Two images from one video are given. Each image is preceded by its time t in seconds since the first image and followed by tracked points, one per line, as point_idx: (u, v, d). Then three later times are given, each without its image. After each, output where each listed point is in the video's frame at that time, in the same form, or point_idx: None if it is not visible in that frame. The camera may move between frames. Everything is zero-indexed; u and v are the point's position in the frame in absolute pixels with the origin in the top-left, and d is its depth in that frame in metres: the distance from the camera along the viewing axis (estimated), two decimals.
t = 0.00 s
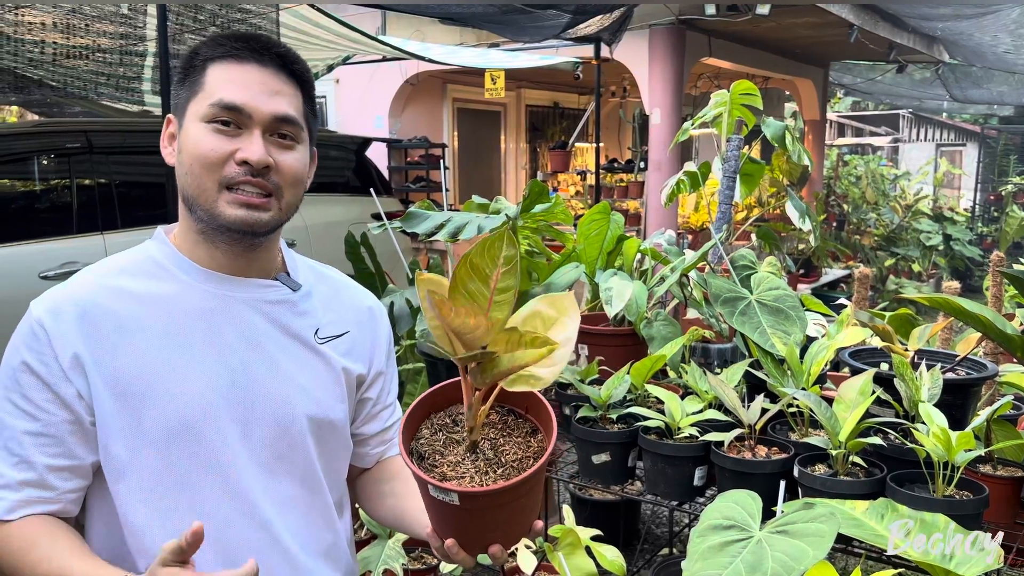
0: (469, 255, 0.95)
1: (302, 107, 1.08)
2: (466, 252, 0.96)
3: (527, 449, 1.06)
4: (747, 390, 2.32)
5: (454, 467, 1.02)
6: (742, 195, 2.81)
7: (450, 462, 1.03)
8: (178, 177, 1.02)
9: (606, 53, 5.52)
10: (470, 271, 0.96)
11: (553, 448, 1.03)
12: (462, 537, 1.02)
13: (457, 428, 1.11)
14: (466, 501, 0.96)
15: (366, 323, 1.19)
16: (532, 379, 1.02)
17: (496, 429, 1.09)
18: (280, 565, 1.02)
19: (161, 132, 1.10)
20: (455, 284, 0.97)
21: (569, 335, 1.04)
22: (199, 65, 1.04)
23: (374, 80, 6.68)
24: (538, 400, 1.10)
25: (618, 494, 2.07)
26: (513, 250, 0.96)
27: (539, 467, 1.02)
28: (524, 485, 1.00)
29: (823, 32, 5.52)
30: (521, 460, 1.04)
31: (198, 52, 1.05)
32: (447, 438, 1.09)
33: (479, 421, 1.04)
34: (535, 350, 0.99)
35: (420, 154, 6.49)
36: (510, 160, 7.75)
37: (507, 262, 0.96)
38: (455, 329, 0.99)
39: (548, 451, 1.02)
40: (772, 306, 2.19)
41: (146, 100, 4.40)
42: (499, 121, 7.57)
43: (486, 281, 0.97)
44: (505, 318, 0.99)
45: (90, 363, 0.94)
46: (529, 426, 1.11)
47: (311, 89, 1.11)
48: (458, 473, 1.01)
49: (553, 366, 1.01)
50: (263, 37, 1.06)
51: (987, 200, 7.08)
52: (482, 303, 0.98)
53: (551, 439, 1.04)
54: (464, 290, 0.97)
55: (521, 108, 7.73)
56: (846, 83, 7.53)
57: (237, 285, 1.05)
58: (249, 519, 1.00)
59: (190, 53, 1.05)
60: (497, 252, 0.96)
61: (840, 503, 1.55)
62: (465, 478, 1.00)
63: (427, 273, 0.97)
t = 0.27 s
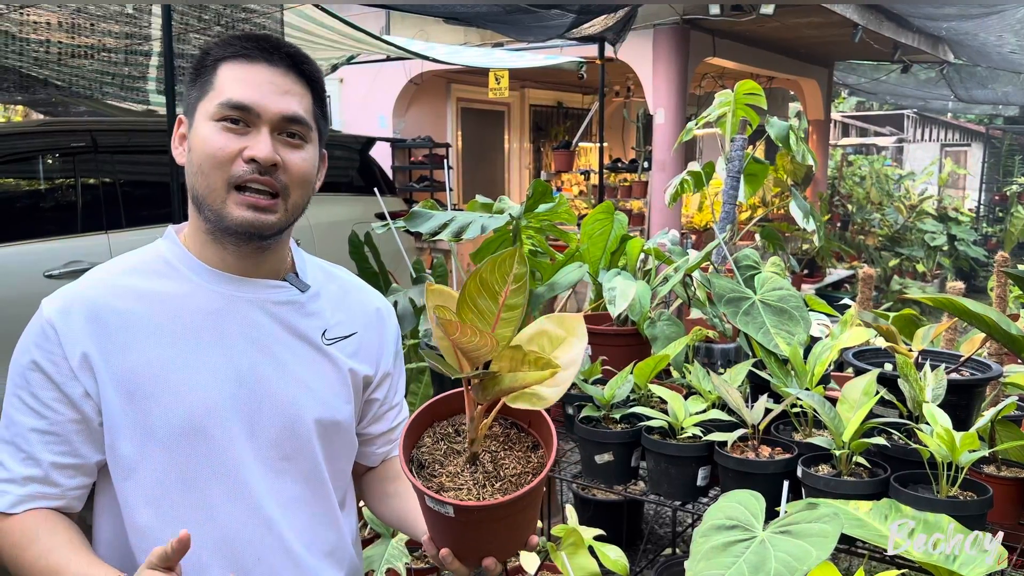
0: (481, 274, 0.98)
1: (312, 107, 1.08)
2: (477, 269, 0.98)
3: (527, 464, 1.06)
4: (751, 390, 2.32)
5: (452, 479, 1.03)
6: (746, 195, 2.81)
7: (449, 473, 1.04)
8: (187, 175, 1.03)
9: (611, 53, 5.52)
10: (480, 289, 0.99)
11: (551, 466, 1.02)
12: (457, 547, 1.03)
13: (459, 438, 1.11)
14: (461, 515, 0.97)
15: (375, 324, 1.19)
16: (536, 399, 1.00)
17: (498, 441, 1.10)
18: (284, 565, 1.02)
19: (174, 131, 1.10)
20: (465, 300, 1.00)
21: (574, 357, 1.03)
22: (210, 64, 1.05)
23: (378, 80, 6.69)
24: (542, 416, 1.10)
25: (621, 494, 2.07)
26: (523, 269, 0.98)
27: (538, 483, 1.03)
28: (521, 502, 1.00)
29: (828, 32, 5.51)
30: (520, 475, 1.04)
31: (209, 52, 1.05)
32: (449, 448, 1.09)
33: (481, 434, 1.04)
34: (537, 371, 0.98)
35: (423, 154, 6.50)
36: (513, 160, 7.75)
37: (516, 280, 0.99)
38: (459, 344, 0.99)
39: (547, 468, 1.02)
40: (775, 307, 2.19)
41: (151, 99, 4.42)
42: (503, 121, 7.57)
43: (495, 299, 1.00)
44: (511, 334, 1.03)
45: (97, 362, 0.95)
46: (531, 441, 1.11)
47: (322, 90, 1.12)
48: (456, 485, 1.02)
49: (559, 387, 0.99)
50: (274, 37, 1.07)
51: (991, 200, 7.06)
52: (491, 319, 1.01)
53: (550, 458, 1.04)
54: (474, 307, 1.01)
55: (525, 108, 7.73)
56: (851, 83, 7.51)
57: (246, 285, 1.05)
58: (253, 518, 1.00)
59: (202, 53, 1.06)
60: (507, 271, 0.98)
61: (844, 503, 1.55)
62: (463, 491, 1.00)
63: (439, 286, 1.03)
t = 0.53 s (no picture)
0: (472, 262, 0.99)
1: (321, 109, 1.08)
2: (469, 259, 1.00)
3: (523, 459, 1.06)
4: (755, 390, 2.32)
5: (447, 473, 1.03)
6: (751, 195, 2.81)
7: (444, 467, 1.04)
8: (194, 174, 1.03)
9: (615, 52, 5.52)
10: (473, 278, 1.01)
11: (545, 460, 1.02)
12: (452, 542, 1.03)
13: (457, 433, 1.12)
14: (452, 507, 0.97)
15: (383, 325, 1.19)
16: (530, 391, 1.01)
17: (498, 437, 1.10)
18: (288, 566, 1.02)
19: (186, 131, 1.11)
20: (457, 290, 1.02)
21: (569, 348, 1.03)
22: (220, 65, 1.05)
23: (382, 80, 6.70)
24: (540, 410, 1.10)
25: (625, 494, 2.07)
26: (515, 259, 0.99)
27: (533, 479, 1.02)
28: (514, 497, 1.00)
29: (833, 32, 5.49)
30: (515, 470, 1.03)
31: (221, 54, 1.06)
32: (446, 443, 1.10)
33: (477, 428, 1.05)
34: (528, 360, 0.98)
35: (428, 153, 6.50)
36: (518, 159, 7.75)
37: (509, 270, 1.00)
38: (450, 333, 0.99)
39: (541, 462, 1.02)
40: (780, 307, 2.18)
41: (156, 98, 4.43)
42: (507, 121, 7.57)
43: (488, 288, 1.02)
44: (503, 325, 1.04)
45: (105, 360, 0.95)
46: (530, 437, 1.11)
47: (331, 92, 1.12)
48: (450, 478, 1.02)
49: (553, 379, 1.01)
50: (284, 38, 1.07)
51: (996, 200, 7.04)
52: (484, 310, 1.03)
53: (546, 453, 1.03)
54: (467, 296, 1.03)
55: (529, 107, 7.73)
56: (855, 83, 7.49)
57: (253, 285, 1.06)
58: (256, 518, 1.00)
59: (213, 54, 1.07)
60: (500, 260, 1.00)
61: (848, 504, 1.55)
62: (456, 484, 1.01)
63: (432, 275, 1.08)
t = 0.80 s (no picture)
0: (475, 240, 1.05)
1: (329, 107, 1.08)
2: (472, 239, 1.06)
3: (532, 442, 1.06)
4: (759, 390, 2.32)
5: (455, 457, 1.03)
6: (755, 195, 2.81)
7: (452, 452, 1.04)
8: (202, 171, 1.04)
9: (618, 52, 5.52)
10: (476, 257, 1.06)
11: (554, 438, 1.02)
12: (462, 527, 1.03)
13: (464, 419, 1.12)
14: (460, 487, 0.97)
15: (391, 322, 1.19)
16: (537, 370, 1.05)
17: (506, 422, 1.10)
18: (290, 564, 1.02)
19: (195, 129, 1.12)
20: (460, 268, 1.07)
21: (572, 326, 1.06)
22: (230, 64, 1.06)
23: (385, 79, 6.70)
24: (547, 392, 1.10)
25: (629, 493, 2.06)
26: (516, 237, 1.04)
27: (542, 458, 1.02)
28: (524, 477, 1.00)
29: (836, 31, 5.49)
30: (524, 452, 1.04)
31: (230, 52, 1.07)
32: (454, 429, 1.10)
33: (484, 411, 1.05)
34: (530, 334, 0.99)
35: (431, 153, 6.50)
36: (520, 159, 7.74)
37: (510, 248, 1.05)
38: (453, 310, 1.00)
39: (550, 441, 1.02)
40: (784, 306, 2.18)
41: (160, 97, 4.43)
42: (509, 120, 7.57)
43: (490, 267, 1.06)
44: (505, 304, 1.08)
45: (110, 354, 0.96)
46: (539, 421, 1.11)
47: (341, 91, 1.12)
48: (458, 462, 1.02)
49: (558, 357, 1.04)
50: (294, 38, 1.07)
51: (999, 200, 7.03)
52: (486, 288, 1.07)
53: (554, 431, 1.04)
54: (470, 276, 1.07)
55: (532, 106, 7.73)
56: (859, 82, 7.47)
57: (260, 281, 1.06)
58: (258, 513, 1.00)
59: (223, 52, 1.07)
60: (501, 238, 1.05)
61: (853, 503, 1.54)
62: (464, 466, 1.01)
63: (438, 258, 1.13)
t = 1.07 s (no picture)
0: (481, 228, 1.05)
1: (336, 107, 1.08)
2: (479, 227, 1.06)
3: (541, 432, 1.06)
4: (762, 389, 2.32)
5: (466, 447, 1.03)
6: (757, 194, 2.80)
7: (462, 443, 1.04)
8: (209, 169, 1.03)
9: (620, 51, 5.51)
10: (482, 246, 1.06)
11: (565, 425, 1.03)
12: (473, 518, 1.02)
13: (473, 411, 1.12)
14: (471, 476, 0.97)
15: (397, 320, 1.19)
16: (545, 357, 1.04)
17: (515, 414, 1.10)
18: (292, 562, 1.01)
19: (201, 127, 1.11)
20: (467, 257, 1.07)
21: (581, 313, 1.05)
22: (238, 61, 1.06)
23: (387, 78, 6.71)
24: (555, 383, 1.11)
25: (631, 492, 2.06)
26: (523, 225, 1.05)
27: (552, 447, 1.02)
28: (535, 465, 1.00)
29: (838, 30, 5.48)
30: (533, 441, 1.04)
31: (238, 50, 1.06)
32: (463, 420, 1.10)
33: (494, 401, 1.05)
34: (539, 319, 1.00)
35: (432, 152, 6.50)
36: (522, 158, 7.74)
37: (517, 236, 1.05)
38: (460, 297, 1.01)
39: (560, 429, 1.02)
40: (787, 306, 2.18)
41: (162, 96, 4.43)
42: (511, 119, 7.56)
43: (498, 255, 1.07)
44: (512, 292, 1.09)
45: (113, 349, 0.96)
46: (547, 412, 1.11)
47: (348, 91, 1.11)
48: (468, 452, 1.02)
49: (567, 345, 1.04)
50: (302, 37, 1.07)
51: (1002, 200, 7.02)
52: (494, 276, 1.08)
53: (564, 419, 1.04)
54: (476, 263, 1.07)
55: (533, 105, 7.72)
56: (860, 82, 7.46)
57: (266, 279, 1.06)
58: (260, 510, 1.00)
59: (231, 50, 1.07)
60: (507, 226, 1.05)
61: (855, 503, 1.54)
62: (475, 455, 1.00)
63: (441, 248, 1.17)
